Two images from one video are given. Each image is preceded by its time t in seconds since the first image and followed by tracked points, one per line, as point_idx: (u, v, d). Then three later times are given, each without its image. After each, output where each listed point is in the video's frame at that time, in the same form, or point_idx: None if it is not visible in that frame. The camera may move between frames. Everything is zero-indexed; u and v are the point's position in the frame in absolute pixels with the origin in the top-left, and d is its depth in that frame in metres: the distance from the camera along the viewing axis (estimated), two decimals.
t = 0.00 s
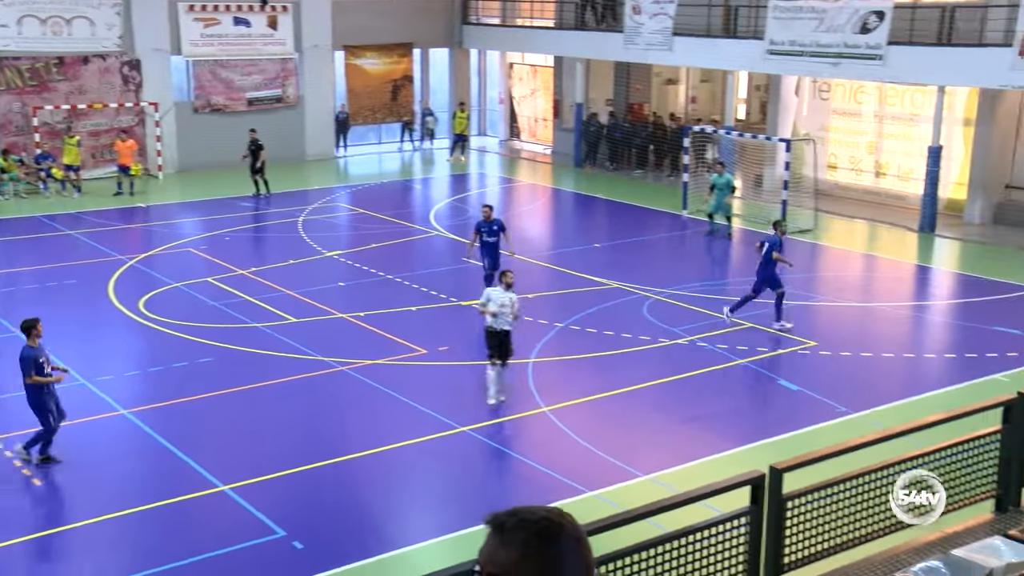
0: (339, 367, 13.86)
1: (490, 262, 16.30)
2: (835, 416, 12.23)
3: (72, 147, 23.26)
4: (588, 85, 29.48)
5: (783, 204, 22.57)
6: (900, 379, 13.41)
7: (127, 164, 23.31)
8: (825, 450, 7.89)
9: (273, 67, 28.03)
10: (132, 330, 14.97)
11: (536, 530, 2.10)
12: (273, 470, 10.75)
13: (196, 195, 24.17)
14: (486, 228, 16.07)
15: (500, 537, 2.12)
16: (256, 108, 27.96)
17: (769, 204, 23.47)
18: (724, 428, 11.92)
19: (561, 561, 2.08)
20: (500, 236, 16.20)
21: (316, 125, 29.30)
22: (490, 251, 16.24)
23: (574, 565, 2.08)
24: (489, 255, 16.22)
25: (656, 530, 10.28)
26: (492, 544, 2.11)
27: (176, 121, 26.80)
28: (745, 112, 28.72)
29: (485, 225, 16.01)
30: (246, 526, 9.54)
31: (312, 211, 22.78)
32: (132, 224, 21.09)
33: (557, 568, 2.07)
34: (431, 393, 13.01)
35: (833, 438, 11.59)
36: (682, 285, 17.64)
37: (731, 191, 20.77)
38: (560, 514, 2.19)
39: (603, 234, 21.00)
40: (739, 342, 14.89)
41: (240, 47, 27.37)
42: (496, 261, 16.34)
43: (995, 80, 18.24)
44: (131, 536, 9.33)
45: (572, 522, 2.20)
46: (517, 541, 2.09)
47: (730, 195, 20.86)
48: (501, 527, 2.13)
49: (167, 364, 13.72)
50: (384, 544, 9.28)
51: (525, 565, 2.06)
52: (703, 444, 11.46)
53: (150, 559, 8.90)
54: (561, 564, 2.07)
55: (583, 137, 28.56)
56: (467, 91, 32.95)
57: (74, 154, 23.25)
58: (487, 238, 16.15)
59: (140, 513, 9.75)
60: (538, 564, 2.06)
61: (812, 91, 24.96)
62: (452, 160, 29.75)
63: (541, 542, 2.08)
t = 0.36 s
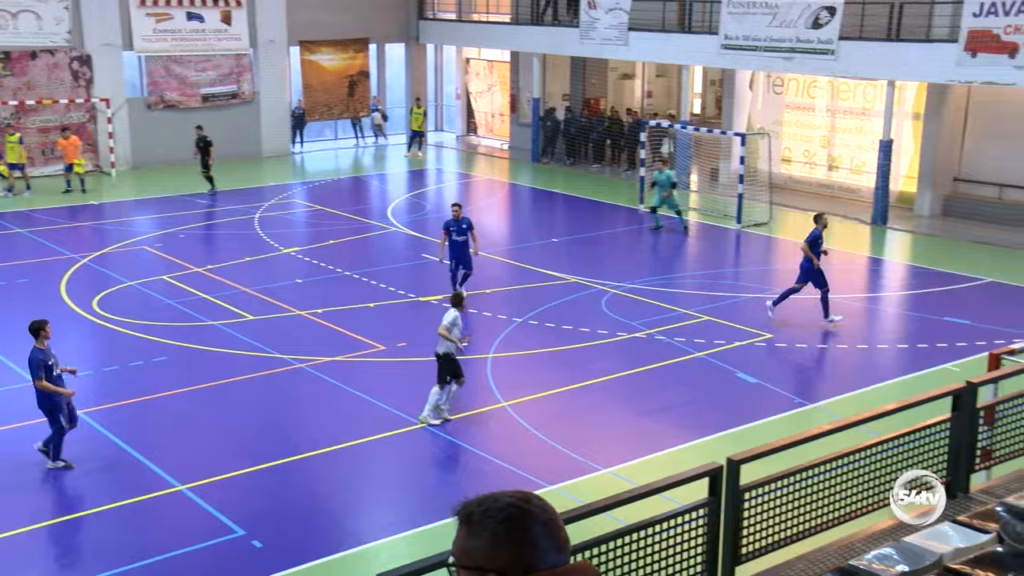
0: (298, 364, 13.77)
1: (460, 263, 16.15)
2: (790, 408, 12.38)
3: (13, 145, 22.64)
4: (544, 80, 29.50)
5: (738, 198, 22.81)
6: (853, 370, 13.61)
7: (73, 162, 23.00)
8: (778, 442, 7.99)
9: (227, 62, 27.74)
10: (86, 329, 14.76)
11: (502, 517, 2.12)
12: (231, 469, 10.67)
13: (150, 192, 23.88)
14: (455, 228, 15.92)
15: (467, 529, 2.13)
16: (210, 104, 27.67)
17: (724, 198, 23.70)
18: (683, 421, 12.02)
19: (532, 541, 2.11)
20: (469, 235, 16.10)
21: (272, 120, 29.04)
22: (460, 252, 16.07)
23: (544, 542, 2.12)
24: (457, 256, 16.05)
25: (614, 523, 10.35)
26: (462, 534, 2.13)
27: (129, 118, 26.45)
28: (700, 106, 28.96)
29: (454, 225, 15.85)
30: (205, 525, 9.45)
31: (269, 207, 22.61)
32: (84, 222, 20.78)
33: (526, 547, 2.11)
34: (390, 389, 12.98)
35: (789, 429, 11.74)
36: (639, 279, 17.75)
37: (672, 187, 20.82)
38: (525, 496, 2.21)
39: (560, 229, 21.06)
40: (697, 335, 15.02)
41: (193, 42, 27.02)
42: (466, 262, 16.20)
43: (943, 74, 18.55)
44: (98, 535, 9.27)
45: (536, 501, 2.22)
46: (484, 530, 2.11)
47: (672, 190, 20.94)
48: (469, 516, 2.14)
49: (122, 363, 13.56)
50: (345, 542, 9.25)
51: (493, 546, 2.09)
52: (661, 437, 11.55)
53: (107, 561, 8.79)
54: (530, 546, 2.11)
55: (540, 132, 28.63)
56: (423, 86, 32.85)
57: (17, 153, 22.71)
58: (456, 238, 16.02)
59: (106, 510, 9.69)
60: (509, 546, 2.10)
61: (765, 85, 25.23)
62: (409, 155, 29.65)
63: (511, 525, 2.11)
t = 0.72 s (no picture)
0: (241, 363, 13.64)
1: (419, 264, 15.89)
2: (734, 398, 12.55)
3: None
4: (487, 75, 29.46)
5: (680, 191, 23.03)
6: (794, 360, 13.84)
7: None
8: (722, 432, 8.12)
9: (164, 58, 27.30)
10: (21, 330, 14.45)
11: (426, 519, 2.30)
12: (175, 469, 10.53)
13: (86, 190, 23.42)
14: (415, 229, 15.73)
15: (397, 534, 2.33)
16: (148, 101, 27.22)
17: (667, 191, 23.93)
18: (628, 413, 12.12)
19: (456, 543, 2.29)
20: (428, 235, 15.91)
21: (211, 117, 28.61)
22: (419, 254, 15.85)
23: (468, 544, 2.30)
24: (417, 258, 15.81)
25: (561, 516, 10.43)
26: (394, 539, 2.32)
27: (62, 114, 25.90)
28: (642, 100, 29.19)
29: (414, 225, 15.65)
30: (148, 527, 9.32)
31: (210, 205, 22.32)
32: (18, 221, 20.32)
33: (450, 549, 2.28)
34: (335, 386, 12.92)
35: (732, 419, 11.90)
36: (584, 273, 17.86)
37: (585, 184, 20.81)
38: (451, 500, 2.38)
39: (505, 224, 21.08)
40: (641, 328, 15.15)
41: (128, 37, 26.53)
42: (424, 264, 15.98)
43: (877, 68, 18.90)
44: (17, 545, 8.99)
45: (466, 503, 2.39)
46: (409, 534, 2.30)
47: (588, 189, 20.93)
48: (399, 522, 2.33)
49: (60, 365, 13.30)
50: (291, 541, 9.18)
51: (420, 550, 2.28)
52: (606, 430, 11.63)
53: (45, 567, 8.63)
54: (454, 548, 2.28)
55: (483, 127, 28.61)
56: (365, 82, 32.60)
57: None
58: (416, 238, 15.82)
59: (24, 521, 9.40)
60: (434, 549, 2.28)
61: (706, 79, 25.50)
62: (352, 151, 29.45)
63: (434, 529, 2.29)
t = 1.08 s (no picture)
0: (178, 360, 13.45)
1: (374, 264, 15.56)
2: (674, 387, 12.69)
3: None
4: (424, 67, 29.37)
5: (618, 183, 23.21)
6: (732, 348, 14.03)
7: None
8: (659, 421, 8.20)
9: (93, 50, 26.78)
10: None
11: (354, 519, 2.37)
12: (110, 471, 10.35)
13: (13, 187, 22.86)
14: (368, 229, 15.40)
15: (324, 534, 2.39)
16: (76, 95, 26.65)
17: (605, 182, 24.11)
18: (569, 404, 12.19)
19: (385, 543, 2.35)
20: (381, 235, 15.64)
21: (144, 111, 28.08)
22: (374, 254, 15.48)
23: (397, 544, 2.36)
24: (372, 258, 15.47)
25: (504, 508, 10.46)
26: (322, 540, 2.39)
27: None
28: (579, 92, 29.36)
29: (368, 225, 15.32)
30: (82, 530, 9.17)
31: (144, 200, 21.94)
32: None
33: (378, 550, 2.34)
34: (274, 382, 12.81)
35: (672, 408, 12.03)
36: (524, 265, 17.90)
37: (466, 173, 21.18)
38: (378, 499, 2.45)
39: (445, 217, 21.03)
40: (581, 319, 15.24)
41: (55, 29, 25.93)
42: (377, 262, 15.66)
43: (809, 60, 19.22)
44: None
45: (393, 503, 2.47)
46: (335, 535, 2.36)
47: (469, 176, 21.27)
48: (327, 523, 2.40)
49: None
50: (231, 539, 9.10)
51: (348, 551, 2.35)
52: (548, 421, 11.69)
53: None
54: (383, 548, 2.34)
55: (420, 119, 28.50)
56: (301, 75, 32.27)
57: None
58: (369, 238, 15.48)
59: None
60: (363, 549, 2.34)
61: (643, 70, 25.70)
62: (290, 145, 29.17)
63: (363, 531, 2.35)
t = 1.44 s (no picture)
0: (116, 359, 13.28)
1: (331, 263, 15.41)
2: (616, 377, 12.85)
3: None
4: (363, 60, 29.20)
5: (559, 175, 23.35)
6: (673, 337, 14.24)
7: None
8: (601, 411, 8.29)
9: (20, 43, 25.98)
10: None
11: (296, 515, 2.42)
12: (47, 473, 10.21)
13: None
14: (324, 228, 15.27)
15: (265, 536, 2.44)
16: (4, 89, 26.00)
17: (545, 174, 24.25)
18: (512, 396, 12.28)
19: (328, 536, 2.41)
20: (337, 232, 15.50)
21: (76, 105, 27.49)
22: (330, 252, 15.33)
23: (340, 537, 2.42)
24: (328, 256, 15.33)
25: (448, 501, 10.52)
26: (266, 542, 2.43)
27: None
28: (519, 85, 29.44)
29: (324, 223, 15.18)
30: (17, 533, 9.04)
31: (78, 197, 21.54)
32: None
33: (323, 543, 2.40)
34: (215, 379, 12.71)
35: (614, 397, 12.18)
36: (466, 258, 17.95)
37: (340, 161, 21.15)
38: (317, 496, 2.51)
39: (386, 211, 20.98)
40: (524, 311, 15.33)
41: None
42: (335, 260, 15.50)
43: (744, 52, 19.49)
44: None
45: (332, 499, 2.53)
46: (280, 534, 2.41)
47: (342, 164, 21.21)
48: (270, 524, 2.44)
49: None
50: (171, 539, 9.05)
51: (295, 546, 2.39)
52: (491, 413, 11.77)
53: None
54: (327, 541, 2.40)
55: (360, 112, 28.28)
56: (238, 68, 31.82)
57: None
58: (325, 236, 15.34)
59: None
60: (309, 543, 2.40)
61: (582, 63, 25.96)
62: (229, 139, 28.83)
63: (309, 525, 2.41)
